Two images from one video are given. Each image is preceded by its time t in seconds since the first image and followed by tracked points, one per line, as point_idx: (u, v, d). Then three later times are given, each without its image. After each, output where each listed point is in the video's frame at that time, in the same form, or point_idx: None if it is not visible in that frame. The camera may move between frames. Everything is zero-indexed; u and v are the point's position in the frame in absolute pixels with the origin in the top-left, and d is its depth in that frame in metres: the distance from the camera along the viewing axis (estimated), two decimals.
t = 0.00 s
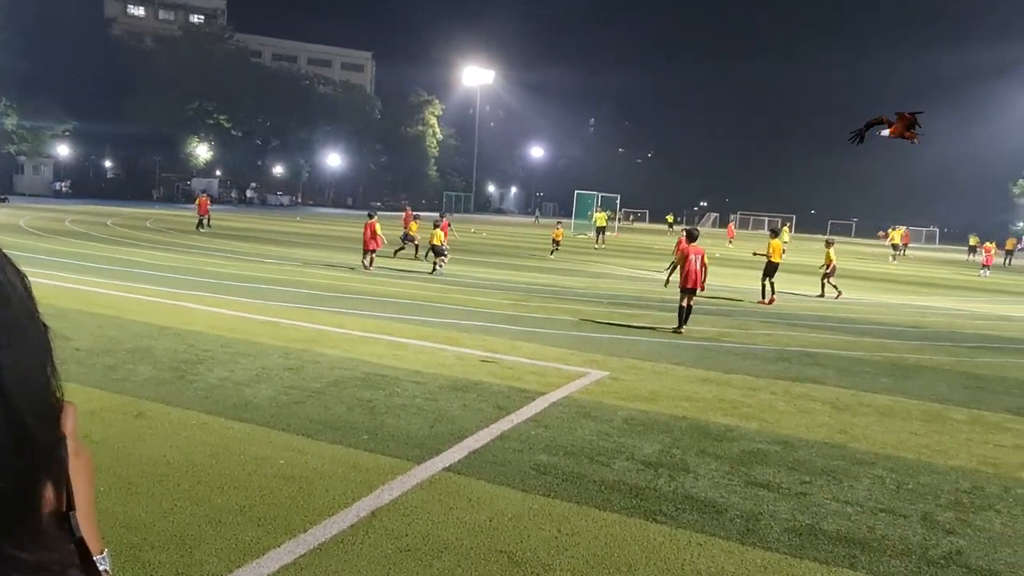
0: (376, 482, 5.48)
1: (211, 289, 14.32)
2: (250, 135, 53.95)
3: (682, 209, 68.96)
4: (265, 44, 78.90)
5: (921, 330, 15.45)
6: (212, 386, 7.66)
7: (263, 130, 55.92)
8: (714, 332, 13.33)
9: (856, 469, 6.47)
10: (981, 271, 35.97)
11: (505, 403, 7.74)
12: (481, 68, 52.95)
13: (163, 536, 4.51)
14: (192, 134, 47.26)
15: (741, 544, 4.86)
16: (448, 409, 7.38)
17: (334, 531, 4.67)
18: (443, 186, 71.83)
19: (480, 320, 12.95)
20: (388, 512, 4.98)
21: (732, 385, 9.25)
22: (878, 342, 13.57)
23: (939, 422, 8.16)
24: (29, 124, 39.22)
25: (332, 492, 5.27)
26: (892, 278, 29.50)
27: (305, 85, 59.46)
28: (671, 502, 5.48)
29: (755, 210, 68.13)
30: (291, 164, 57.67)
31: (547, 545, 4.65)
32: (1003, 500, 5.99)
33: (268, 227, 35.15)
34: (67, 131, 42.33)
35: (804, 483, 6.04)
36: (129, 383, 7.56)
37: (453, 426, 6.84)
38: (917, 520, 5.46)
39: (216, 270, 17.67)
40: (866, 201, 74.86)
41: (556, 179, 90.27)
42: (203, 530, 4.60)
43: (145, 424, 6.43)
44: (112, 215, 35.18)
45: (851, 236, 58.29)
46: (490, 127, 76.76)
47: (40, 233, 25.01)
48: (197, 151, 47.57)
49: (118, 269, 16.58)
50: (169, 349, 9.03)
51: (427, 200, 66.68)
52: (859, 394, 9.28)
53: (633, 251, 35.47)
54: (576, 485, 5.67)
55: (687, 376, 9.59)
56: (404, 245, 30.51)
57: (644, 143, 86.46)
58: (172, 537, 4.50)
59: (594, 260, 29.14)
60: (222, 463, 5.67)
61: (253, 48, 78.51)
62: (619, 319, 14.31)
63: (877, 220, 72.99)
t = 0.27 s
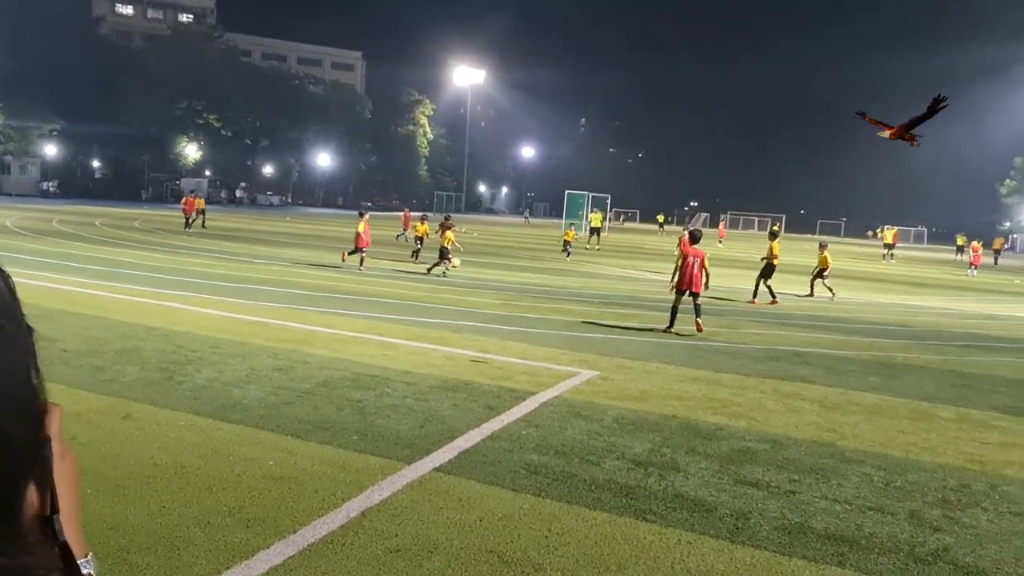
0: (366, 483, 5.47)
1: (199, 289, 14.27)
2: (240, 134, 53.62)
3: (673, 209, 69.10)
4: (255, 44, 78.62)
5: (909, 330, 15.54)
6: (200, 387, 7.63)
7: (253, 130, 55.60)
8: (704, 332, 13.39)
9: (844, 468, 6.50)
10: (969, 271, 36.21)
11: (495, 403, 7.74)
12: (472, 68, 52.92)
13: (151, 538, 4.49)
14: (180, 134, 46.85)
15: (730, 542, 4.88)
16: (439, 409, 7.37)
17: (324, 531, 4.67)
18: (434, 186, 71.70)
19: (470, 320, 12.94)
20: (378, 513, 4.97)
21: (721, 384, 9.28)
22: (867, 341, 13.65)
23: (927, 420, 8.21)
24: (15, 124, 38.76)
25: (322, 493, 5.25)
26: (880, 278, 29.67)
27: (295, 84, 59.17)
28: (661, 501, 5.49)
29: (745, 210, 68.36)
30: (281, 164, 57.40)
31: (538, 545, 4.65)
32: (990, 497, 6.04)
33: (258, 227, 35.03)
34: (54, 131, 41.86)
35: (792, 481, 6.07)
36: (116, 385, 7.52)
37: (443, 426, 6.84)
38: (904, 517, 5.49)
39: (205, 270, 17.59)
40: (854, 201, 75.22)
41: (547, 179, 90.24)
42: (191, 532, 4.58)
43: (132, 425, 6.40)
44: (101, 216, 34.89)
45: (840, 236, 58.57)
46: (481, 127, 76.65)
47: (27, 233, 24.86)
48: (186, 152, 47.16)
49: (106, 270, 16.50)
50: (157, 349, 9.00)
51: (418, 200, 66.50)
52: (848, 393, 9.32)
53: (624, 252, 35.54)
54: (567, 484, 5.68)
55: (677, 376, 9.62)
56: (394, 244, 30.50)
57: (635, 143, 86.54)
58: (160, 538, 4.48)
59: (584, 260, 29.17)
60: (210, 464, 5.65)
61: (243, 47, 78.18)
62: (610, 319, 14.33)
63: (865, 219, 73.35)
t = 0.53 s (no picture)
0: (345, 482, 5.44)
1: (175, 289, 14.13)
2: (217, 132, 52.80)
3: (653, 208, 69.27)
4: (231, 42, 77.78)
5: (885, 327, 15.72)
6: (176, 387, 7.56)
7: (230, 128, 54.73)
8: (683, 329, 13.46)
9: (821, 463, 6.57)
10: (943, 269, 36.65)
11: (474, 402, 7.73)
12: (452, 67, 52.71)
13: (124, 541, 4.43)
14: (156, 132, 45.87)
15: (707, 538, 4.91)
16: (418, 408, 7.35)
17: (301, 532, 4.64)
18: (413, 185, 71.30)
19: (449, 319, 12.92)
20: (356, 512, 4.95)
21: (700, 382, 9.34)
22: (844, 338, 13.78)
23: (901, 416, 8.32)
24: None
25: (298, 493, 5.22)
26: (857, 276, 29.95)
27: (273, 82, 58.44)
28: (639, 497, 5.52)
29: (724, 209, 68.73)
30: (259, 162, 56.63)
31: (517, 543, 4.65)
32: (962, 491, 6.12)
33: (236, 227, 34.68)
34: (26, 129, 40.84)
35: (768, 477, 6.12)
36: (88, 386, 7.42)
37: (422, 425, 6.82)
38: (878, 512, 5.56)
39: (182, 270, 17.39)
40: (830, 200, 75.96)
41: (527, 178, 90.12)
42: (166, 534, 4.53)
43: (106, 427, 6.31)
44: (74, 215, 34.28)
45: (817, 235, 59.08)
46: (461, 125, 76.35)
47: None
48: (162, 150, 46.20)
49: (80, 270, 16.27)
50: (132, 349, 8.91)
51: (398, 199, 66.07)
52: (824, 389, 9.41)
53: (604, 250, 35.58)
54: (545, 482, 5.68)
55: (656, 373, 9.66)
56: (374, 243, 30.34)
57: (615, 143, 86.66)
58: (134, 541, 4.43)
59: (565, 258, 29.17)
60: (185, 465, 5.59)
61: (219, 44, 77.30)
62: (590, 317, 14.35)
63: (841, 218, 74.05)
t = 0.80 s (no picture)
0: (311, 482, 5.40)
1: (140, 288, 13.90)
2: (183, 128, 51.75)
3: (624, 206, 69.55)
4: (196, 36, 76.55)
5: (850, 322, 15.97)
6: (140, 387, 7.44)
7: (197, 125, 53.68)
8: (652, 326, 13.56)
9: (786, 456, 6.65)
10: (907, 265, 37.32)
11: (444, 399, 7.71)
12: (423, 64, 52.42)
13: (84, 545, 4.34)
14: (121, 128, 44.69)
15: (675, 532, 4.95)
16: (386, 406, 7.32)
17: (267, 533, 4.59)
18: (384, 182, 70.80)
19: (419, 317, 12.88)
20: (323, 512, 4.91)
21: (669, 378, 9.41)
22: (810, 334, 13.97)
23: (865, 409, 8.46)
24: None
25: (265, 493, 5.17)
26: (823, 273, 30.39)
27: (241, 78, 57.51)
28: (607, 493, 5.55)
29: (694, 206, 69.24)
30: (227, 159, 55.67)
31: (485, 541, 4.65)
32: (923, 482, 6.25)
33: (203, 224, 34.19)
34: None
35: (735, 471, 6.19)
36: (48, 387, 7.27)
37: (392, 423, 6.79)
38: (841, 503, 5.65)
39: (147, 269, 17.09)
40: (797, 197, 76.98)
41: (498, 176, 89.94)
42: (128, 537, 4.45)
43: (66, 429, 6.18)
44: (36, 212, 33.51)
45: (784, 232, 59.82)
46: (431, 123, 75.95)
47: None
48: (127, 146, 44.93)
49: (41, 269, 15.92)
50: (93, 349, 8.74)
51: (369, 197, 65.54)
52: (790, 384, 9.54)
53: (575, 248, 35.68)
54: (515, 479, 5.68)
55: (626, 370, 9.72)
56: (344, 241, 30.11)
57: (585, 141, 86.83)
58: (95, 544, 4.36)
59: (536, 256, 29.21)
60: (149, 467, 5.50)
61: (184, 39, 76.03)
62: (560, 314, 14.38)
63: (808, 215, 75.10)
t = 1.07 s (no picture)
0: (281, 481, 5.35)
1: (105, 286, 13.65)
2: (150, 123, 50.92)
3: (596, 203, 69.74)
4: (163, 30, 75.32)
5: (819, 318, 16.18)
6: (104, 388, 7.31)
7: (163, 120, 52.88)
8: (623, 323, 13.62)
9: (755, 451, 6.73)
10: (874, 262, 37.88)
11: (415, 397, 7.68)
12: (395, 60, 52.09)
13: (46, 548, 4.26)
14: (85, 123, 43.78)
15: (644, 527, 4.98)
16: (357, 404, 7.27)
17: (235, 533, 4.54)
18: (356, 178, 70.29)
19: (391, 315, 12.81)
20: (293, 512, 4.87)
21: (640, 374, 9.47)
22: (780, 330, 14.13)
23: (832, 404, 8.58)
24: None
25: (233, 493, 5.11)
26: (793, 270, 30.74)
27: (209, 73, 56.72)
28: (579, 489, 5.56)
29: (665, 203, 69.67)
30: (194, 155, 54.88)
31: (456, 538, 4.64)
32: (887, 474, 6.36)
33: (171, 221, 33.72)
34: None
35: (705, 466, 6.24)
36: (10, 388, 7.12)
37: (362, 422, 6.74)
38: (809, 496, 5.72)
39: (114, 266, 16.81)
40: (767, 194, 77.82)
41: (470, 173, 89.70)
42: (92, 540, 4.38)
43: (29, 430, 6.06)
44: None
45: (754, 229, 60.42)
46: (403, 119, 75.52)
47: None
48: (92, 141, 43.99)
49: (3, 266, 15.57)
50: (56, 349, 8.57)
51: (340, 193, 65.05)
52: (760, 379, 9.64)
53: (548, 245, 35.72)
54: (486, 477, 5.68)
55: (598, 366, 9.75)
56: (315, 238, 29.86)
57: (558, 138, 86.90)
58: (57, 547, 4.28)
59: (508, 253, 29.18)
60: (114, 468, 5.41)
61: (151, 33, 74.77)
62: (533, 311, 14.40)
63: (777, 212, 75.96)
